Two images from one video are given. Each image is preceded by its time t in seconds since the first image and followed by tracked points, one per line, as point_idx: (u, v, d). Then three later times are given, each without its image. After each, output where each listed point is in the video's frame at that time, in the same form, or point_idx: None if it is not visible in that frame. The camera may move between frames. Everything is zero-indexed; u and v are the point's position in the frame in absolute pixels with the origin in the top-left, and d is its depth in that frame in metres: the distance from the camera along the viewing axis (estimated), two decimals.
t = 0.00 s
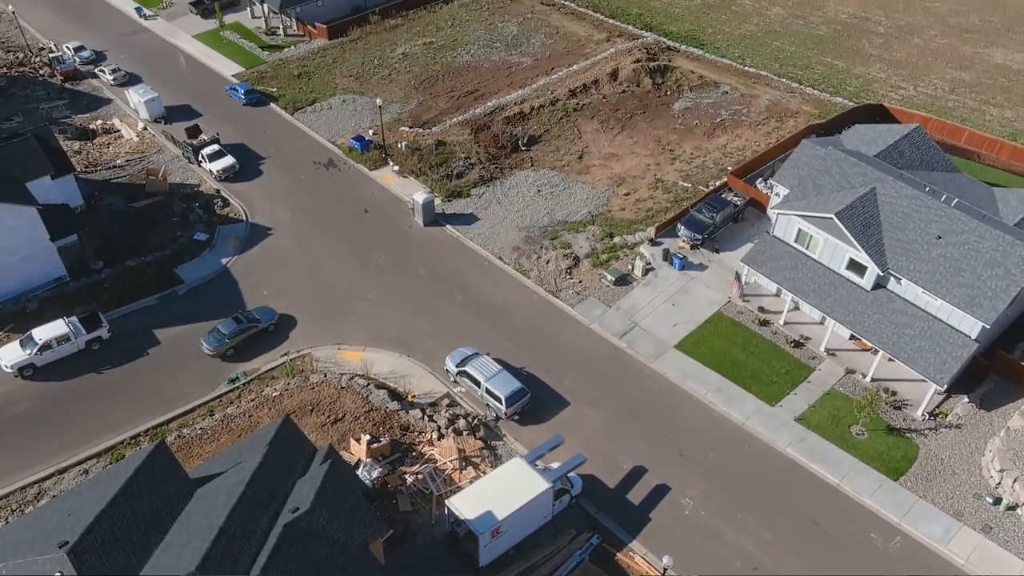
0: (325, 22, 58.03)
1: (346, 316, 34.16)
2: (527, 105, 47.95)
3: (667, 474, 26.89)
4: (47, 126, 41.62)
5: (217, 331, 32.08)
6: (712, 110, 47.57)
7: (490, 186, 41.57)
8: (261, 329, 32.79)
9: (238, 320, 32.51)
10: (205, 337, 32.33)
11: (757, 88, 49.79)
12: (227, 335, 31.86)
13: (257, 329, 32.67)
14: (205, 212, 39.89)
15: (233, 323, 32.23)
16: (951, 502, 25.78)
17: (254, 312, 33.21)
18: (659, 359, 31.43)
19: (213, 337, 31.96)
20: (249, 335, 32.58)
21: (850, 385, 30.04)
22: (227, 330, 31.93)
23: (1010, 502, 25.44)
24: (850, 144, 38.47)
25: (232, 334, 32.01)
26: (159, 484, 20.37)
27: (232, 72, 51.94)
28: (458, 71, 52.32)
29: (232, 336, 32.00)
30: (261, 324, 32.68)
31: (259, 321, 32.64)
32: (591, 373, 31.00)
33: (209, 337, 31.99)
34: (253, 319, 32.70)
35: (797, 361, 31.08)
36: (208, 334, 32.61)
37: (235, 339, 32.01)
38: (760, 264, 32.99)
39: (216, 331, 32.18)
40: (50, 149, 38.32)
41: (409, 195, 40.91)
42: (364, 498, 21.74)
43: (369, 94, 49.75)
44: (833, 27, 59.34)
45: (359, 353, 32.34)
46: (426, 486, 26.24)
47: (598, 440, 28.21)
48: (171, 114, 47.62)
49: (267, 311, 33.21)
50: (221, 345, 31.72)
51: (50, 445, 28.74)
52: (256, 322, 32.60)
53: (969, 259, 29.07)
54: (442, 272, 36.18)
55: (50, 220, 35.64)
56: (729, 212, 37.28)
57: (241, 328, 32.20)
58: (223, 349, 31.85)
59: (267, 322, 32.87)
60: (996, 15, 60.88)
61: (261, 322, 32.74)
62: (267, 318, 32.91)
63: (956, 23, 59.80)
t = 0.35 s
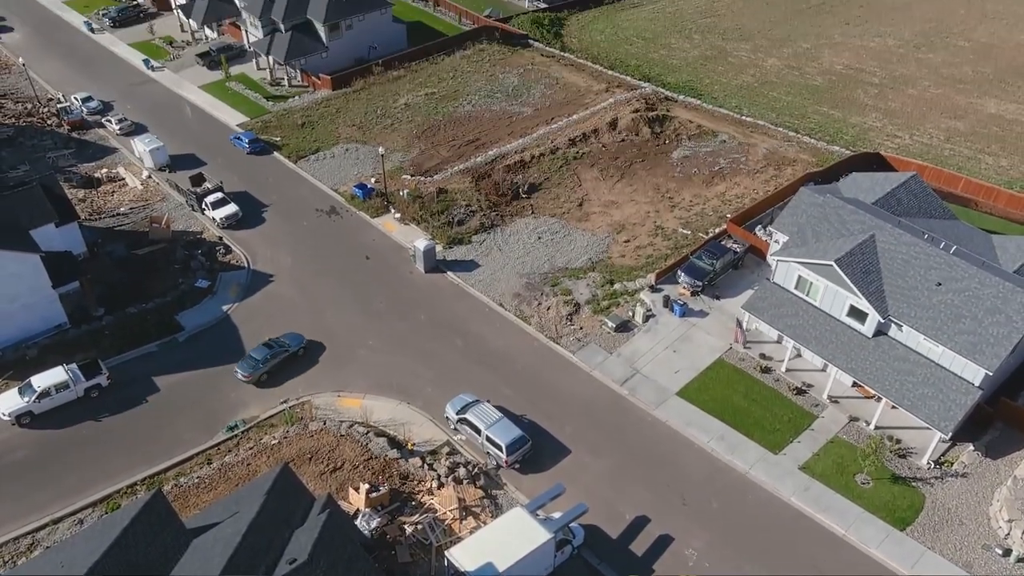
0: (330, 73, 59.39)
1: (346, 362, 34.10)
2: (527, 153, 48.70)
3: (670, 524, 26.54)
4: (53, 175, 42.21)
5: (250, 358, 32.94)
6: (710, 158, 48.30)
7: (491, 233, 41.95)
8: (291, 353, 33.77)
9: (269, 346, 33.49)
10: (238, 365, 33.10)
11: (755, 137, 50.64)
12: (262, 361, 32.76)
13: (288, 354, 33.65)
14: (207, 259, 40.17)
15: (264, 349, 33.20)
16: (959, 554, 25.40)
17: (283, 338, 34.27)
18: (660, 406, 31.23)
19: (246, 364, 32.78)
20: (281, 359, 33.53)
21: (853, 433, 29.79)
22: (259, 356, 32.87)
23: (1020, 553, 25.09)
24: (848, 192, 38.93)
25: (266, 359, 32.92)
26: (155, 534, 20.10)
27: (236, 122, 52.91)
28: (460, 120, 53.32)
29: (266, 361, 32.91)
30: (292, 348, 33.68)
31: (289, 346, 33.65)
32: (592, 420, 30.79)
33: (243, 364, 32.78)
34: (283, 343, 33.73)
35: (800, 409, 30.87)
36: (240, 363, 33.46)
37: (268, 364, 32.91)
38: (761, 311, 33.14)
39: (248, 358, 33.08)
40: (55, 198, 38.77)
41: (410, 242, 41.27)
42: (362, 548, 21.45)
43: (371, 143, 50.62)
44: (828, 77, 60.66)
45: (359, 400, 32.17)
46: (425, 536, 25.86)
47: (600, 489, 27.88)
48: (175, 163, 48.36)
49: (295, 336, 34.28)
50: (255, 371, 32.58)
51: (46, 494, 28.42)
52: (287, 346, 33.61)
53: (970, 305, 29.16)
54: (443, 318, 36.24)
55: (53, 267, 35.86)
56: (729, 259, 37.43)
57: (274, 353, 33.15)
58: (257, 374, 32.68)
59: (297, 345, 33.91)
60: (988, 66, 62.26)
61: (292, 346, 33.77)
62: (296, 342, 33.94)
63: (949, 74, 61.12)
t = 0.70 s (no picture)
0: (333, 125, 60.55)
1: (345, 412, 33.86)
2: (528, 204, 49.31)
3: None
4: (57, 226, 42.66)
5: (280, 386, 34.05)
6: (709, 209, 48.89)
7: (491, 283, 42.17)
8: (318, 378, 34.92)
9: (295, 373, 34.65)
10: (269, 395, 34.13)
11: (753, 188, 51.34)
12: (291, 386, 33.88)
13: (315, 379, 34.81)
14: (208, 309, 40.30)
15: (291, 376, 34.37)
16: None
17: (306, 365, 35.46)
18: (663, 458, 30.91)
19: (277, 392, 33.85)
20: (309, 384, 34.66)
21: (859, 485, 29.42)
22: (288, 382, 34.01)
23: None
24: (847, 242, 39.26)
25: (295, 385, 34.07)
26: None
27: (240, 174, 53.74)
28: (461, 172, 54.15)
29: (295, 387, 34.03)
30: (317, 373, 34.84)
31: (315, 370, 34.85)
32: (594, 471, 30.45)
33: (273, 393, 33.84)
34: (308, 369, 34.91)
35: (804, 461, 30.52)
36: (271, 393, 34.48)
37: (299, 389, 34.02)
38: (762, 360, 33.03)
39: (278, 387, 34.16)
40: (59, 249, 39.11)
41: (411, 292, 41.47)
42: None
43: (373, 194, 51.34)
44: (824, 130, 61.84)
45: (358, 451, 31.85)
46: None
47: (602, 543, 27.44)
48: (179, 214, 48.94)
49: (318, 361, 35.45)
50: (287, 397, 33.63)
51: (38, 548, 27.92)
52: (313, 371, 34.78)
53: (972, 355, 29.14)
54: (443, 368, 36.15)
55: (54, 317, 35.96)
56: (730, 308, 37.57)
57: (301, 379, 34.33)
58: (289, 400, 33.73)
59: (321, 369, 35.06)
60: (982, 120, 63.47)
61: (318, 371, 34.97)
62: (321, 367, 35.12)
63: (944, 127, 62.28)
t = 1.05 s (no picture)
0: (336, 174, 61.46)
1: (344, 461, 33.52)
2: (528, 252, 49.65)
3: None
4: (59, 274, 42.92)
5: (304, 409, 35.29)
6: (709, 256, 49.21)
7: (492, 330, 42.22)
8: (336, 399, 36.40)
9: (315, 395, 35.99)
10: (294, 418, 35.26)
11: (752, 236, 51.80)
12: (316, 408, 35.21)
13: (335, 399, 36.25)
14: (208, 356, 40.26)
15: (314, 398, 35.72)
16: None
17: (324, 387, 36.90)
18: (666, 508, 30.49)
19: (303, 415, 35.07)
20: (330, 405, 36.07)
21: (865, 536, 28.98)
22: (312, 404, 35.33)
23: None
24: (847, 289, 39.44)
25: (319, 406, 35.41)
26: None
27: (243, 222, 54.28)
28: (462, 220, 54.69)
29: (320, 408, 35.39)
30: (336, 394, 36.31)
31: (333, 391, 36.33)
32: (595, 522, 29.99)
33: (299, 415, 35.05)
34: (327, 390, 36.36)
35: (809, 511, 30.10)
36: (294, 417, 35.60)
37: (323, 410, 35.38)
38: (764, 409, 32.75)
39: (302, 410, 35.39)
40: (60, 296, 39.26)
41: (411, 338, 41.48)
42: None
43: (375, 241, 51.78)
44: (821, 179, 62.66)
45: (356, 501, 31.45)
46: None
47: None
48: (181, 261, 49.31)
49: (334, 383, 36.99)
50: (314, 418, 34.94)
51: None
52: (332, 392, 36.24)
53: (976, 403, 29.00)
54: (443, 415, 35.93)
55: (53, 365, 35.90)
56: (731, 355, 37.52)
57: (324, 400, 35.69)
58: (316, 421, 35.05)
59: (339, 390, 36.61)
60: (977, 169, 64.36)
61: (337, 393, 36.46)
62: (338, 388, 36.61)
63: (940, 176, 63.13)
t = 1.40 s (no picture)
0: (339, 220, 62.12)
1: (343, 509, 33.08)
2: (528, 297, 49.83)
3: None
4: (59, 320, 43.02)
5: (321, 428, 36.79)
6: (710, 302, 49.37)
7: (492, 375, 42.12)
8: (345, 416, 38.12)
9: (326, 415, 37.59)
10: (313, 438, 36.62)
11: (752, 281, 52.04)
12: (333, 426, 36.86)
13: (346, 417, 38.00)
14: (207, 402, 40.09)
15: (327, 417, 37.34)
16: None
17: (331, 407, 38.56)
18: (670, 558, 30.00)
19: (322, 434, 36.54)
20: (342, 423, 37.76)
21: None
22: (328, 422, 36.96)
23: None
24: (848, 334, 39.45)
25: (335, 424, 37.11)
26: None
27: (245, 267, 54.65)
28: (462, 265, 55.00)
29: (335, 426, 37.06)
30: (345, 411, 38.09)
31: (342, 408, 38.10)
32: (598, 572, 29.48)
33: (319, 433, 36.50)
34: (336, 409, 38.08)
35: (815, 561, 29.59)
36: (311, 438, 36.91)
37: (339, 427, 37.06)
38: (768, 456, 32.39)
39: (320, 429, 36.85)
40: (60, 341, 39.27)
41: (412, 384, 41.35)
42: None
43: (376, 287, 52.04)
44: (821, 225, 63.23)
45: (354, 551, 30.95)
46: None
47: None
48: (182, 307, 49.46)
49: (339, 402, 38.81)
50: (334, 435, 36.54)
51: None
52: (341, 410, 37.99)
53: (982, 450, 28.77)
54: (443, 462, 35.59)
55: (50, 412, 35.71)
56: (733, 401, 37.36)
57: (339, 418, 37.39)
58: (335, 438, 36.64)
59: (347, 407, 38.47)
60: (975, 215, 65.02)
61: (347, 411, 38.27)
62: (345, 405, 38.45)
63: (939, 222, 63.75)
